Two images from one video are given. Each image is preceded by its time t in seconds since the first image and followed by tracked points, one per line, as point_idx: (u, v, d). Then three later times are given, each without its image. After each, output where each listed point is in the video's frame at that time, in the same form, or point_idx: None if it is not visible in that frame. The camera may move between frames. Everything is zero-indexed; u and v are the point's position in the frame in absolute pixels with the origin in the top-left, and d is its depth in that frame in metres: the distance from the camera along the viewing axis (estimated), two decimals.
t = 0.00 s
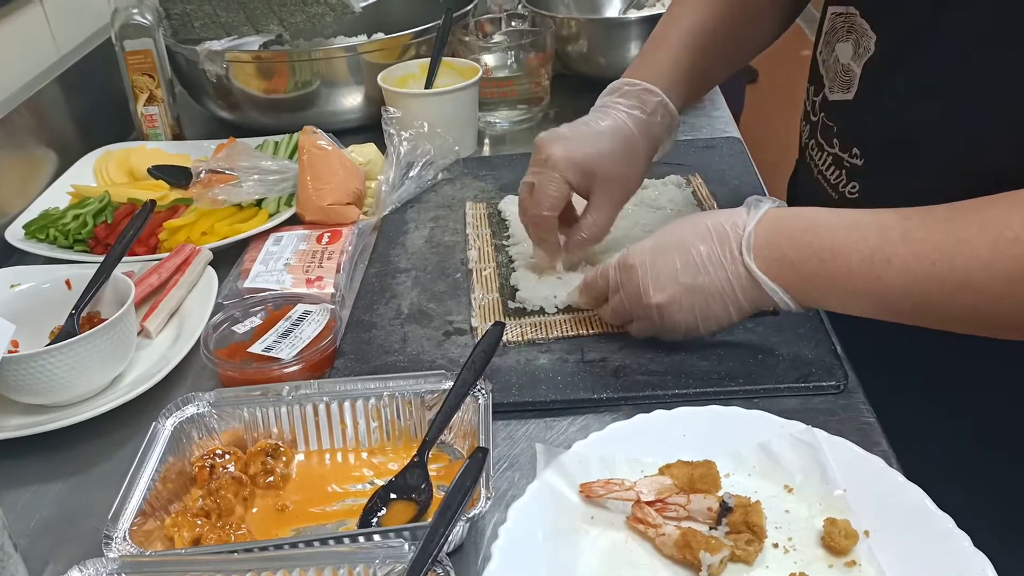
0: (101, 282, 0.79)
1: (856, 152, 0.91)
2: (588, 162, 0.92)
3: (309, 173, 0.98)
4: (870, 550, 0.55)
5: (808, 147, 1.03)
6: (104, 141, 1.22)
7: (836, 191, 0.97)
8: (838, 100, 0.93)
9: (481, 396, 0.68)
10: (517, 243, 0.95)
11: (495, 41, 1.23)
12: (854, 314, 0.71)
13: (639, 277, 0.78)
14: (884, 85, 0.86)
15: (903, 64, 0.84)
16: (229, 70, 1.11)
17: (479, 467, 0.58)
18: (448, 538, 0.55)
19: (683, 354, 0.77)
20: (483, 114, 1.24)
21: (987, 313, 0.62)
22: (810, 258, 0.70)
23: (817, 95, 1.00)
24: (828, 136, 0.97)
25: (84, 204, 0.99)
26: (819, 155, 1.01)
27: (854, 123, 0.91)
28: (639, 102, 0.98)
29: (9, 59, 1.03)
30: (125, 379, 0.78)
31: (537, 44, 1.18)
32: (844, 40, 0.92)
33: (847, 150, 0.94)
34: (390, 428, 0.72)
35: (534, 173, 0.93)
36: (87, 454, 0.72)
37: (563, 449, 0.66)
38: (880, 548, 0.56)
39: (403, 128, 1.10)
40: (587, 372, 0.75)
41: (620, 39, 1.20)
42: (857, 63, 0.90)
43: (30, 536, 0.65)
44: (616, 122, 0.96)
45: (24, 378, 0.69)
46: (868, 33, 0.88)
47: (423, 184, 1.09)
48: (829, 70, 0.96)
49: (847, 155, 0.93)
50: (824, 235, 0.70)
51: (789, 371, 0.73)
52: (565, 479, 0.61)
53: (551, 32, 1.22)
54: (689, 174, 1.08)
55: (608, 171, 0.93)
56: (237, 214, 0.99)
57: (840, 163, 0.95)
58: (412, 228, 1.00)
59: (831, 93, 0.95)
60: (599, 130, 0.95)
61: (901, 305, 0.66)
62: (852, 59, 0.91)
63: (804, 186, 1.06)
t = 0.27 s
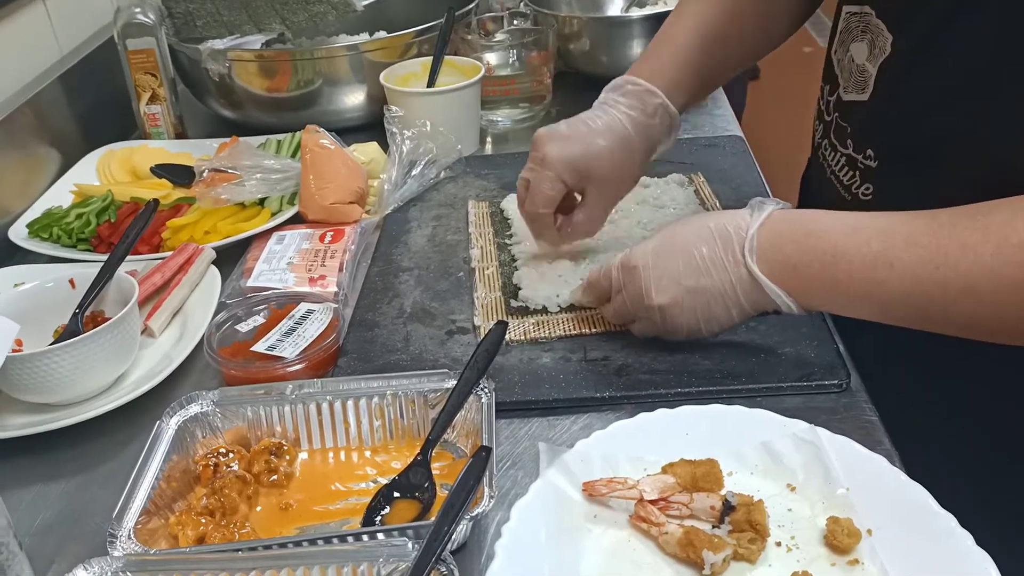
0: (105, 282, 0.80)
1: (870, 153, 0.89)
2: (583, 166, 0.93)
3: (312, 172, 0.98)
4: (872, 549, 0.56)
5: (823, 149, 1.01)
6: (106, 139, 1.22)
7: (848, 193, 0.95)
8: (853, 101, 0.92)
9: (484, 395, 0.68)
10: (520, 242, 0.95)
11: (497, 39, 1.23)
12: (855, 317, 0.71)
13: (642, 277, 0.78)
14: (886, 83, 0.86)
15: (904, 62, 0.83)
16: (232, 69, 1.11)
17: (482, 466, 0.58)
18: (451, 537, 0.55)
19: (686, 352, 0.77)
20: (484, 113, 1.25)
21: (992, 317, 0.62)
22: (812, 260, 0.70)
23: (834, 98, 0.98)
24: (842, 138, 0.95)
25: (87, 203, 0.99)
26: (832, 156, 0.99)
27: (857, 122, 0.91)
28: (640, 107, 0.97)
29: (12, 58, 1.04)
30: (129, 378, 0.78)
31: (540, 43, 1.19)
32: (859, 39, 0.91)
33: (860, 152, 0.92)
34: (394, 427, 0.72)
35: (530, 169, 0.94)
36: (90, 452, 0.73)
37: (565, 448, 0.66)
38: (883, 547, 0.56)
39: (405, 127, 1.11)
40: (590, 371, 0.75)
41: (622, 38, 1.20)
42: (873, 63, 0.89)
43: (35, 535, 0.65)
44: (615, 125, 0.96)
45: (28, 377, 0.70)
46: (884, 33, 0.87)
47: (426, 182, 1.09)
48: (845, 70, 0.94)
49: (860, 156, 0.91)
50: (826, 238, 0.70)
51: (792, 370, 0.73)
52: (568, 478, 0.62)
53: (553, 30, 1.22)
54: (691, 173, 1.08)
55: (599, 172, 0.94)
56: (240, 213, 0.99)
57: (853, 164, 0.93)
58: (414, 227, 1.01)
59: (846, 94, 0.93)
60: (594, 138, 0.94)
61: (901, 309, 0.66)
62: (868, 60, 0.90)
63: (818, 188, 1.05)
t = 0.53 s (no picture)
0: (106, 275, 0.80)
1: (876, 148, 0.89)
2: (622, 165, 0.93)
3: (313, 165, 0.98)
4: (871, 542, 0.56)
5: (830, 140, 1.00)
6: (108, 133, 1.22)
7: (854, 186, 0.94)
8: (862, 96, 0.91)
9: (484, 388, 0.68)
10: (521, 235, 0.95)
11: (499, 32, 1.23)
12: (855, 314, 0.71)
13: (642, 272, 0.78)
14: (888, 78, 0.86)
15: (906, 56, 0.83)
16: (233, 63, 1.11)
17: (482, 459, 0.58)
18: (452, 530, 0.55)
19: (687, 346, 0.77)
20: (485, 107, 1.24)
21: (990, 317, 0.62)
22: (812, 257, 0.70)
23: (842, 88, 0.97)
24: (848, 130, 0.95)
25: (89, 196, 0.99)
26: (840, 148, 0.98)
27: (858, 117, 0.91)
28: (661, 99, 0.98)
29: (13, 52, 1.03)
30: (130, 371, 0.78)
31: (541, 36, 1.19)
32: (869, 32, 0.90)
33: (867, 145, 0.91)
34: (394, 420, 0.72)
35: (570, 181, 0.94)
36: (92, 445, 0.73)
37: (566, 442, 0.66)
38: (882, 540, 0.56)
39: (407, 120, 1.10)
40: (590, 364, 0.75)
41: (623, 31, 1.20)
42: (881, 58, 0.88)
43: (37, 528, 0.65)
44: (641, 121, 0.97)
45: (30, 370, 0.70)
46: (893, 26, 0.86)
47: (427, 176, 1.09)
48: (855, 63, 0.93)
49: (866, 150, 0.91)
50: (827, 234, 0.70)
51: (792, 364, 0.73)
52: (568, 471, 0.62)
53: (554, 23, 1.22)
54: (693, 166, 1.08)
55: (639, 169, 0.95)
56: (241, 206, 0.99)
57: (859, 158, 0.92)
58: (416, 220, 1.01)
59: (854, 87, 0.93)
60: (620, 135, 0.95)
61: (900, 307, 0.66)
62: (878, 53, 0.88)
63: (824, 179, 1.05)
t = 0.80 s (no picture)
0: (104, 265, 0.79)
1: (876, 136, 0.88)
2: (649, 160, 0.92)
3: (312, 156, 0.97)
4: (869, 530, 0.56)
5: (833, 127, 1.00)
6: (107, 124, 1.22)
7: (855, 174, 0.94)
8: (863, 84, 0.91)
9: (482, 377, 0.68)
10: (520, 226, 0.95)
11: (498, 24, 1.22)
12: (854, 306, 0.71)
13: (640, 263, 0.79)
14: (887, 70, 0.86)
15: (903, 47, 0.83)
16: (232, 53, 1.11)
17: (480, 446, 0.58)
18: (449, 517, 0.55)
19: (686, 336, 0.77)
20: (485, 99, 1.24)
21: (987, 309, 0.62)
22: (809, 249, 0.70)
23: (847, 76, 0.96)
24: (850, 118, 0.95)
25: (88, 186, 0.99)
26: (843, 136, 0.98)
27: (859, 110, 0.91)
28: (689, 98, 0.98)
29: (11, 42, 1.03)
30: (128, 360, 0.78)
31: (541, 27, 1.20)
32: (872, 19, 0.89)
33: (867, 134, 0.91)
34: (392, 409, 0.72)
35: (597, 173, 0.93)
36: (90, 434, 0.73)
37: (563, 431, 0.66)
38: (879, 528, 0.56)
39: (406, 112, 1.10)
40: (588, 354, 0.75)
41: (623, 23, 1.20)
42: (882, 43, 0.87)
43: (35, 516, 0.65)
44: (672, 117, 0.96)
45: (27, 359, 0.70)
46: (896, 14, 0.85)
47: (426, 167, 1.09)
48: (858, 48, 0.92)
49: (868, 137, 0.90)
50: (825, 226, 0.70)
51: (791, 354, 0.73)
52: (566, 460, 0.62)
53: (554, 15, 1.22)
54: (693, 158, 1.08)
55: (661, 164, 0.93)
56: (239, 197, 0.99)
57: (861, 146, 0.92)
58: (414, 211, 1.01)
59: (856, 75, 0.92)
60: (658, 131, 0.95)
61: (898, 300, 0.66)
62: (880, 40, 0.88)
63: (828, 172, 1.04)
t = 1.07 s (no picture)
0: (107, 250, 0.79)
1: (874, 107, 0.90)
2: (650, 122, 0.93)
3: (314, 142, 0.98)
4: (872, 512, 0.56)
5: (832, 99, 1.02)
6: (108, 113, 1.22)
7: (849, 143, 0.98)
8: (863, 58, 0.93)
9: (485, 360, 0.68)
10: (522, 213, 0.94)
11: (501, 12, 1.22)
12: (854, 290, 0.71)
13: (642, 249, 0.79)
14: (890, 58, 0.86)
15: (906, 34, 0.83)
16: (234, 41, 1.10)
17: (483, 427, 0.58)
18: (452, 497, 0.55)
19: (688, 321, 0.77)
20: (487, 88, 1.25)
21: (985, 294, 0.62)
22: (807, 234, 0.70)
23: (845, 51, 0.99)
24: (848, 88, 0.98)
25: (90, 173, 0.99)
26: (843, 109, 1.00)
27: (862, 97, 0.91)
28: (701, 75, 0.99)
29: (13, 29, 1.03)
30: (131, 345, 0.78)
31: (543, 17, 1.19)
32: None
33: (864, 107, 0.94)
34: (395, 393, 0.72)
35: (602, 140, 0.94)
36: (93, 417, 0.73)
37: (566, 414, 0.66)
38: (882, 510, 0.56)
39: (408, 99, 1.11)
40: (591, 339, 0.75)
41: (625, 12, 1.20)
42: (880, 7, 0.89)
43: (38, 498, 0.65)
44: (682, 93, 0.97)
45: (30, 342, 0.70)
46: None
47: (428, 155, 1.09)
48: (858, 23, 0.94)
49: (859, 105, 0.94)
50: (824, 211, 0.70)
51: (793, 339, 0.73)
52: (569, 442, 0.62)
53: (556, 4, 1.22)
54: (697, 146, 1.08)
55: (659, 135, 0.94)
56: (242, 184, 0.99)
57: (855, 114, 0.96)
58: (417, 199, 1.01)
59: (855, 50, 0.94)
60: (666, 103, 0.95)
61: (897, 285, 0.66)
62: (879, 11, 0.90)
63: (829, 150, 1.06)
